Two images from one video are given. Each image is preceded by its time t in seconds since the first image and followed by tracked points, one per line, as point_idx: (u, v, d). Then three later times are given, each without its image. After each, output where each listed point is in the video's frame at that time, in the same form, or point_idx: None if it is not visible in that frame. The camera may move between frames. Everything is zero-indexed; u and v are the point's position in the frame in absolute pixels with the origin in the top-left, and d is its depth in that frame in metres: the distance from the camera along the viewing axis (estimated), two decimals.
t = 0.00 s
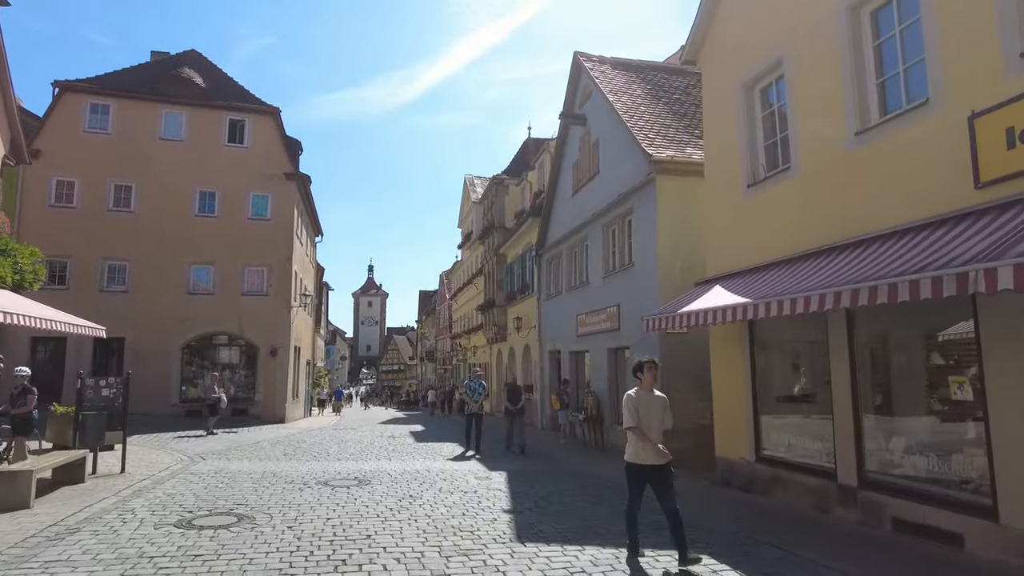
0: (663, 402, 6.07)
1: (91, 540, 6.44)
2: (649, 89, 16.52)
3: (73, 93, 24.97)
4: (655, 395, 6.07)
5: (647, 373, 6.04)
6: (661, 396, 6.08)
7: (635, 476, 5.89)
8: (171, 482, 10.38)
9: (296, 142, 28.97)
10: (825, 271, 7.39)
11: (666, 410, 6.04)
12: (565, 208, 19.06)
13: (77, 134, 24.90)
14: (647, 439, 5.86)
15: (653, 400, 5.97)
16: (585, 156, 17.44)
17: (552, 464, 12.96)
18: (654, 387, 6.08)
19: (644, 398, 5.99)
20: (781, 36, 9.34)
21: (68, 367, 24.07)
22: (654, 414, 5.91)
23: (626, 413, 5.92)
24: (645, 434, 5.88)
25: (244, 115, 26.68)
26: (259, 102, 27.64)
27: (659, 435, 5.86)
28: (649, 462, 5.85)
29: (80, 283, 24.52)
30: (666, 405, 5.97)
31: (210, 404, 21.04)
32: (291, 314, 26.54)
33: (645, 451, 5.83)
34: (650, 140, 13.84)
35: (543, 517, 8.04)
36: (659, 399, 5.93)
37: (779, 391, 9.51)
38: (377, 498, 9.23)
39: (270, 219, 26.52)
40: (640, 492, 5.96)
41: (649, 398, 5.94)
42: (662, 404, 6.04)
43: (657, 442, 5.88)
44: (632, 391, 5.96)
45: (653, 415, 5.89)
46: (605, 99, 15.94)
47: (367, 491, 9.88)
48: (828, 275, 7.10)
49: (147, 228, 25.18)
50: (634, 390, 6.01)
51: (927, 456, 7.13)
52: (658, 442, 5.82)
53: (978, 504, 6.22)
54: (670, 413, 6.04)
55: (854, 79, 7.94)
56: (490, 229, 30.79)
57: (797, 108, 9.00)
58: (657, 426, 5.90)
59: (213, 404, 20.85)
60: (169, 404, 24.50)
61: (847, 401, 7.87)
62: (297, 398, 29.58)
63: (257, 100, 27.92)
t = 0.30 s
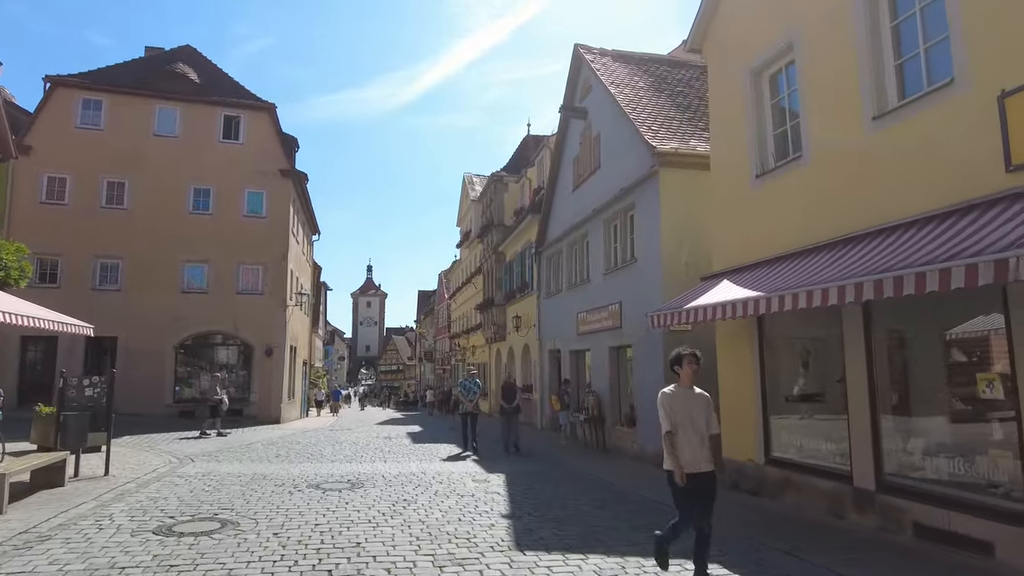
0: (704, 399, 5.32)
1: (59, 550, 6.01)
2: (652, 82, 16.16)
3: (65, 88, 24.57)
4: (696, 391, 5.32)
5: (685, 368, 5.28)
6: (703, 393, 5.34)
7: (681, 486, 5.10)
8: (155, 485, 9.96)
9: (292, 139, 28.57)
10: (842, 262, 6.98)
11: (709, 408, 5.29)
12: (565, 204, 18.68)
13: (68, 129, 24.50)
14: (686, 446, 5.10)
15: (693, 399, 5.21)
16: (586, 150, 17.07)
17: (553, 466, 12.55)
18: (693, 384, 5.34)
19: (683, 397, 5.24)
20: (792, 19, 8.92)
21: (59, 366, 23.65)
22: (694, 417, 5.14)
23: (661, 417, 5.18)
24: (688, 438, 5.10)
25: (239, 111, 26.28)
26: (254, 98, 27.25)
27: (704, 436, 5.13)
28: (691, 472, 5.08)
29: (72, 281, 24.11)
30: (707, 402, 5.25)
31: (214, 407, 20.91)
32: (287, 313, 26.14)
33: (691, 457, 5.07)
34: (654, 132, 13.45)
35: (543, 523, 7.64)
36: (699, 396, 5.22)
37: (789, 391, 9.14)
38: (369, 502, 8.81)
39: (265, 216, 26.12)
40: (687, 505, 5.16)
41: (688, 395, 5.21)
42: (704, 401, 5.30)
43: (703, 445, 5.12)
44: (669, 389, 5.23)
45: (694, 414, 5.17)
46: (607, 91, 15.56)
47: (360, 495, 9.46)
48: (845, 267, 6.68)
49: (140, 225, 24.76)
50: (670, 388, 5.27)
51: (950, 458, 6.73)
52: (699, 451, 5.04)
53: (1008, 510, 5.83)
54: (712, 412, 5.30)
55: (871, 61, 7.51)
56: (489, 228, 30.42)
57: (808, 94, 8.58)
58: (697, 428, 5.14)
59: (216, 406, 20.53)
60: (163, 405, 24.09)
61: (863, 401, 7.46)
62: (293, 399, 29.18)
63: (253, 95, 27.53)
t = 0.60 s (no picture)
0: (758, 414, 4.86)
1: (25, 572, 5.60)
2: (653, 78, 15.79)
3: (56, 88, 24.17)
4: (746, 404, 4.89)
5: (731, 380, 4.83)
6: (755, 406, 4.88)
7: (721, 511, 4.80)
8: (140, 495, 9.55)
9: (287, 139, 28.18)
10: (862, 262, 6.56)
11: (761, 423, 4.84)
12: (565, 203, 18.30)
13: (59, 129, 24.10)
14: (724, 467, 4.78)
15: (735, 417, 4.79)
16: (586, 148, 16.69)
17: (553, 474, 12.14)
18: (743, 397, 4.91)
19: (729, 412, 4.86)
20: (802, 7, 8.53)
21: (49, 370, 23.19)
22: (734, 437, 4.73)
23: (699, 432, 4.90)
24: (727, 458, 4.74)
25: (233, 111, 25.89)
26: (249, 97, 26.85)
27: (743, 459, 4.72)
28: (728, 499, 4.73)
29: (63, 284, 23.67)
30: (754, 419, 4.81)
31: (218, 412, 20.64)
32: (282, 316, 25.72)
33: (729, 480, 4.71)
34: (657, 128, 13.05)
35: (545, 538, 7.22)
36: (743, 413, 4.79)
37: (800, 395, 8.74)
38: (363, 515, 8.39)
39: (260, 217, 25.70)
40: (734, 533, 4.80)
41: (729, 411, 4.82)
42: (756, 416, 4.86)
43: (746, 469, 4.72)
44: (710, 404, 4.90)
45: (735, 434, 4.76)
46: (608, 88, 15.18)
47: (352, 508, 9.03)
48: (867, 266, 6.27)
49: (133, 227, 24.34)
50: (714, 402, 4.90)
51: (972, 468, 6.32)
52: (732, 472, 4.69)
53: None
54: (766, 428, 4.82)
55: (889, 48, 7.09)
56: (488, 228, 30.02)
57: (820, 85, 8.17)
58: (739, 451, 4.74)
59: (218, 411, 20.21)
60: (156, 410, 23.65)
61: (882, 407, 7.06)
62: (289, 403, 28.71)
63: (248, 95, 27.14)
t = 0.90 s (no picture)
0: (829, 413, 4.15)
1: None
2: (658, 73, 15.43)
3: (49, 84, 23.80)
4: (816, 402, 4.16)
5: (798, 373, 4.11)
6: (825, 405, 4.17)
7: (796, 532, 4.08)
8: (123, 500, 9.13)
9: (284, 138, 27.80)
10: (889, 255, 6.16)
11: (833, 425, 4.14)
12: (566, 201, 17.92)
13: (52, 126, 23.72)
14: (798, 479, 4.04)
15: (806, 419, 4.06)
16: (589, 145, 16.32)
17: (556, 479, 11.73)
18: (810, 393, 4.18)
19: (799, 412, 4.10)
20: None
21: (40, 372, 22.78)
22: (809, 444, 4.02)
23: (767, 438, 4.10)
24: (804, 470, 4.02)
25: (230, 108, 25.52)
26: (246, 95, 26.49)
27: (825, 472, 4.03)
28: (804, 519, 4.03)
29: (55, 284, 23.26)
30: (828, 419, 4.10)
31: (218, 415, 20.19)
32: (279, 316, 25.32)
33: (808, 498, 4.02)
34: (662, 122, 12.68)
35: (547, 549, 6.81)
36: (819, 414, 4.08)
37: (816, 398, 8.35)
38: (357, 523, 7.98)
39: (257, 216, 25.33)
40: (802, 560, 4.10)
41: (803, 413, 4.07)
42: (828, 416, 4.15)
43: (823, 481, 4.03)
44: (780, 402, 4.12)
45: (811, 439, 4.04)
46: (611, 82, 14.82)
47: (346, 515, 8.59)
48: (895, 258, 5.88)
49: (127, 226, 23.94)
50: (779, 400, 4.15)
51: (1004, 475, 5.92)
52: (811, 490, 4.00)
53: None
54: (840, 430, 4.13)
55: (912, 29, 6.70)
56: (488, 228, 29.63)
57: (837, 71, 7.78)
58: (814, 459, 4.02)
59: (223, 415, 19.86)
60: (150, 412, 23.23)
61: (906, 410, 6.64)
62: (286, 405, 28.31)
63: (244, 93, 26.77)
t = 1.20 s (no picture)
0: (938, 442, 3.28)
1: None
2: (661, 71, 15.08)
3: (41, 83, 23.42)
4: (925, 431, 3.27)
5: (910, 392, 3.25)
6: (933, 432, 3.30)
7: None
8: (104, 512, 8.70)
9: (281, 139, 27.45)
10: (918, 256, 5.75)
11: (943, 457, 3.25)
12: (567, 202, 17.55)
13: (45, 127, 23.35)
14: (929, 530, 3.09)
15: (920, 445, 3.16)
16: (590, 145, 15.96)
17: (557, 489, 11.31)
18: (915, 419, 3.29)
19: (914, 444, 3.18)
20: None
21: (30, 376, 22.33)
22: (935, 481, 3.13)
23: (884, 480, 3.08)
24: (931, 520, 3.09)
25: (225, 109, 25.17)
26: (242, 95, 26.15)
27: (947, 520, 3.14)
28: None
29: (46, 286, 22.84)
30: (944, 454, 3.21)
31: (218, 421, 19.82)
32: (274, 320, 24.91)
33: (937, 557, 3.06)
34: (667, 120, 12.32)
35: (549, 567, 6.41)
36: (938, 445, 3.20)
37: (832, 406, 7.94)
38: (347, 539, 7.55)
39: (252, 218, 24.95)
40: None
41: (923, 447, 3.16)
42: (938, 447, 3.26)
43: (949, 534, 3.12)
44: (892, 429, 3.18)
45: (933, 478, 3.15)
46: (613, 80, 14.47)
47: (337, 529, 8.15)
48: (924, 258, 5.48)
49: (120, 227, 23.54)
50: (886, 423, 3.22)
51: None
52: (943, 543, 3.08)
53: None
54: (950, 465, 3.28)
55: (937, 17, 6.33)
56: (487, 231, 29.26)
57: (855, 62, 7.40)
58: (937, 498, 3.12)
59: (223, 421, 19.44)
60: (143, 418, 22.78)
61: (931, 419, 6.23)
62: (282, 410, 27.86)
63: (240, 94, 26.42)
